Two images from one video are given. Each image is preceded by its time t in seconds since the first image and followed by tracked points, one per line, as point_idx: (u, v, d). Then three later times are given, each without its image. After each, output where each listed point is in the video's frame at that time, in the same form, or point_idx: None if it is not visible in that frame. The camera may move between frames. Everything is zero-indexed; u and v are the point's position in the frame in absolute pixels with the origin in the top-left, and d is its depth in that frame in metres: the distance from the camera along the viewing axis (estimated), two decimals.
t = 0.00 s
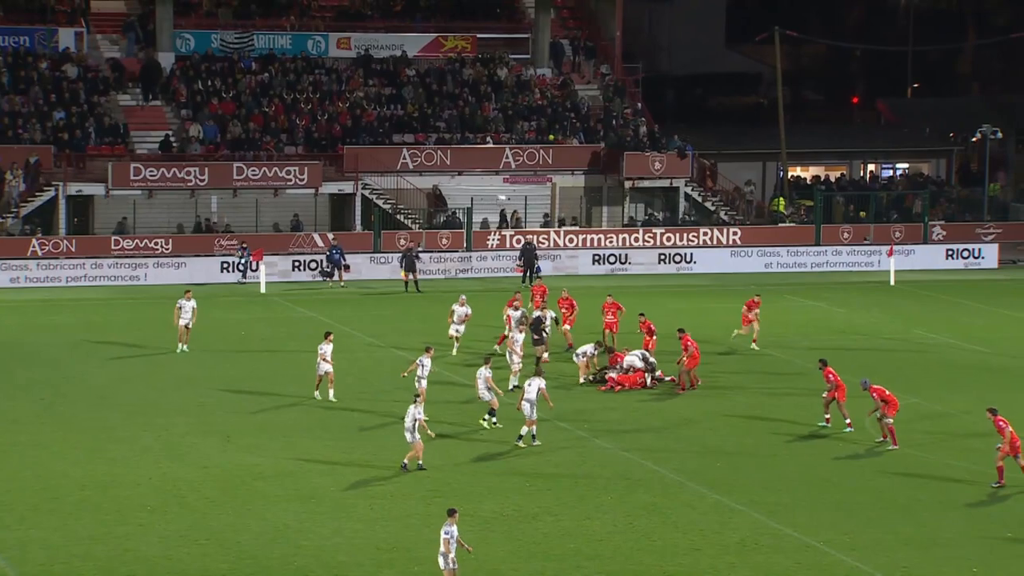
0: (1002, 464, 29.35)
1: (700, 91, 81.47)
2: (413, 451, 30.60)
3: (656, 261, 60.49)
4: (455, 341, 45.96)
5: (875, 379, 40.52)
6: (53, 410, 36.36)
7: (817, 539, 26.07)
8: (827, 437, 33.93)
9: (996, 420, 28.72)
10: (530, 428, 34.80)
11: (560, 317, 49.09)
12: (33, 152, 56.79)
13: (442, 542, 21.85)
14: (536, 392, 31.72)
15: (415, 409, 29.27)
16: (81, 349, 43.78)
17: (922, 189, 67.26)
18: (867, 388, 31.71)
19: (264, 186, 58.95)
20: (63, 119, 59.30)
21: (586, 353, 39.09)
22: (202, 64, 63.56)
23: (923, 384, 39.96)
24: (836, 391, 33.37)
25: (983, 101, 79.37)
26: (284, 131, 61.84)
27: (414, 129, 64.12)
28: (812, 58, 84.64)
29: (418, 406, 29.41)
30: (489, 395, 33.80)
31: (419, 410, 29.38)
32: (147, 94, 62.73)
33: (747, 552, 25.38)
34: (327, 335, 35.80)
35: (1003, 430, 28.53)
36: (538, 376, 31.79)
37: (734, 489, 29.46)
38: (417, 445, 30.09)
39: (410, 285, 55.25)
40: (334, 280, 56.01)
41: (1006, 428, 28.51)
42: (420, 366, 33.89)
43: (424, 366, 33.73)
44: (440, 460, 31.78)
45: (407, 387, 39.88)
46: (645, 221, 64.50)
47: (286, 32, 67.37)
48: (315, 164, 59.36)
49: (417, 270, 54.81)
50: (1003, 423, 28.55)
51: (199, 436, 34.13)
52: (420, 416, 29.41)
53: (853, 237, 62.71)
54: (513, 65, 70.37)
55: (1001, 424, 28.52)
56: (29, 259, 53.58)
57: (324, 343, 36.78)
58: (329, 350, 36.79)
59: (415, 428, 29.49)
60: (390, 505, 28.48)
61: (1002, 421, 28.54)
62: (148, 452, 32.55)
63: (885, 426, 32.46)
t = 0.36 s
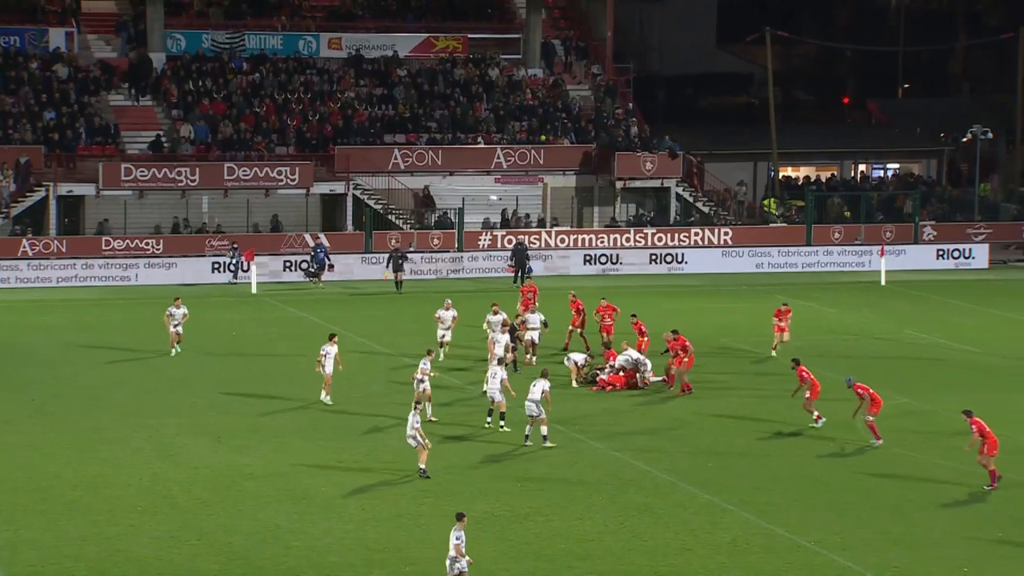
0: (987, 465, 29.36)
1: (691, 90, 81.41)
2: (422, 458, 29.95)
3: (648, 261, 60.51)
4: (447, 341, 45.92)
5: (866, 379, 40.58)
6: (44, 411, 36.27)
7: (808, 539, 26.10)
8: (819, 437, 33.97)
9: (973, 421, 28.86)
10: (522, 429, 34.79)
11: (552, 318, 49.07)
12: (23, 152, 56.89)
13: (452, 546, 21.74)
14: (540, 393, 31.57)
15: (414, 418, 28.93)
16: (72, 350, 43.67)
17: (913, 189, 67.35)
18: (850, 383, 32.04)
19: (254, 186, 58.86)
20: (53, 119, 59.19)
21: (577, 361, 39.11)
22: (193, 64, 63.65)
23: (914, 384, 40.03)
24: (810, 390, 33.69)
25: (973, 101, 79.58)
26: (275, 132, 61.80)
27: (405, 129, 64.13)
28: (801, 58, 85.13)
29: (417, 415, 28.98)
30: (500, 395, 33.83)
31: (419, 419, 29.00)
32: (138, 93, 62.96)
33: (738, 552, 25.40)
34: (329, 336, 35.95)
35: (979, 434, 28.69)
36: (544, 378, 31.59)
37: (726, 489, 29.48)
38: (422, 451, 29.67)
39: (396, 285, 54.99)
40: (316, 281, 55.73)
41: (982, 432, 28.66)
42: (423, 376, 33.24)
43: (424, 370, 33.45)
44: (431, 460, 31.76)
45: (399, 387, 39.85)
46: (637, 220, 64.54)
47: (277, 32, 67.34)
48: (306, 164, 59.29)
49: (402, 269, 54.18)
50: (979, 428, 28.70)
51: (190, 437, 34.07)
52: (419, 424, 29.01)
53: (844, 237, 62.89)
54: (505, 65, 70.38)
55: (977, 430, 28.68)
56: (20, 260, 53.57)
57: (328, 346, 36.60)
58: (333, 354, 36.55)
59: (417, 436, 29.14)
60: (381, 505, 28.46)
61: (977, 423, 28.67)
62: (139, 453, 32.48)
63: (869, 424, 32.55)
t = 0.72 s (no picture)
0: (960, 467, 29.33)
1: (687, 92, 81.30)
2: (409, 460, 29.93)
3: (643, 263, 60.59)
4: (443, 342, 45.96)
5: (861, 380, 40.62)
6: (39, 413, 36.21)
7: (802, 540, 26.11)
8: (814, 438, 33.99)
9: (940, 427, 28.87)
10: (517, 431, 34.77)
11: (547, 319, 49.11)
12: (18, 153, 56.62)
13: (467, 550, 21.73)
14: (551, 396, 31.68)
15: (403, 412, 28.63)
16: (67, 351, 43.59)
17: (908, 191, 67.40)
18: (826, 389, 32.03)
19: (249, 187, 58.81)
20: (48, 120, 59.16)
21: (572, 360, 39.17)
22: (189, 66, 63.76)
23: (908, 385, 40.08)
24: (780, 390, 33.82)
25: (968, 103, 79.63)
26: (270, 133, 61.78)
27: (400, 130, 64.14)
28: (796, 60, 85.09)
29: (406, 410, 28.75)
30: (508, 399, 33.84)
31: (407, 413, 28.74)
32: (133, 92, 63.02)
33: (733, 553, 25.40)
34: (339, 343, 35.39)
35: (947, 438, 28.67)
36: (553, 384, 31.80)
37: (721, 491, 29.48)
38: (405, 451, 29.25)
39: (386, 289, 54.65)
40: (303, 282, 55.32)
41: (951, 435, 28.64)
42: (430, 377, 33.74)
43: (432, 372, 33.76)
44: (427, 462, 31.73)
45: (394, 388, 39.88)
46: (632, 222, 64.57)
47: (272, 34, 67.36)
48: (302, 166, 59.26)
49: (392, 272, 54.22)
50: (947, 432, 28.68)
51: (186, 438, 34.02)
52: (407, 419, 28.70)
53: (840, 239, 63.21)
54: (500, 66, 70.37)
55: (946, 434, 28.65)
56: (15, 261, 53.56)
57: (334, 350, 36.22)
58: (339, 358, 36.17)
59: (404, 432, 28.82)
60: (376, 506, 28.44)
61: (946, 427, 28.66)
62: (135, 455, 32.43)
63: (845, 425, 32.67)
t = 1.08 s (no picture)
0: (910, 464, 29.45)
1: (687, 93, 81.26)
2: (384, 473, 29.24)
3: (643, 264, 60.65)
4: (443, 344, 45.97)
5: (861, 380, 40.66)
6: (39, 414, 36.21)
7: (802, 541, 26.13)
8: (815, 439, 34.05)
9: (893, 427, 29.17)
10: (518, 433, 34.80)
11: (547, 321, 49.14)
12: (18, 155, 56.59)
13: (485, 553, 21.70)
14: (552, 400, 31.87)
15: (394, 426, 28.29)
16: (67, 353, 43.58)
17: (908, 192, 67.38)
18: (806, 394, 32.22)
19: (249, 189, 58.87)
20: (48, 122, 59.20)
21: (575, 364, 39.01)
22: (189, 67, 63.71)
23: (907, 386, 40.12)
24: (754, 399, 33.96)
25: (967, 104, 79.68)
26: (270, 134, 61.78)
27: (400, 131, 64.18)
28: (796, 62, 85.20)
29: (399, 423, 28.42)
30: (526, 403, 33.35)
31: (399, 426, 28.37)
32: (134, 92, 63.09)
33: (732, 554, 25.43)
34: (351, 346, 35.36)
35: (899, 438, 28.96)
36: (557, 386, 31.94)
37: (720, 492, 29.50)
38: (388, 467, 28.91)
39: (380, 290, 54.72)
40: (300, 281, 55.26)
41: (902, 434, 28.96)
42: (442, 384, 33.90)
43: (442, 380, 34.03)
44: (427, 463, 31.77)
45: (394, 390, 39.92)
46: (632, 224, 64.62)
47: (272, 35, 67.46)
48: (302, 167, 59.30)
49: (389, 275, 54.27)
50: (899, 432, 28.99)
51: (186, 440, 34.03)
52: (398, 433, 28.37)
53: (840, 240, 62.92)
54: (500, 67, 70.38)
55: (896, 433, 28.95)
56: (15, 263, 53.56)
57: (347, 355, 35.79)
58: (352, 362, 35.77)
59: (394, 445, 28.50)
60: (376, 508, 28.47)
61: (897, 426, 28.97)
62: (134, 457, 32.43)
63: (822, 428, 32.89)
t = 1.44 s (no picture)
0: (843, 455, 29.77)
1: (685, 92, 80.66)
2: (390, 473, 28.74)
3: (642, 263, 60.59)
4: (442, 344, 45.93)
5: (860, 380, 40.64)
6: (38, 414, 36.17)
7: (801, 541, 26.11)
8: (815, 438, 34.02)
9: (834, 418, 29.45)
10: (517, 432, 34.78)
11: (546, 320, 49.11)
12: (17, 154, 56.58)
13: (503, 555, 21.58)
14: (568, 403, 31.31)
15: (395, 427, 27.73)
16: (66, 353, 43.54)
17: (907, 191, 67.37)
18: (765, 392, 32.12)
19: (248, 188, 58.83)
20: (47, 121, 59.20)
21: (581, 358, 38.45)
22: (188, 67, 63.67)
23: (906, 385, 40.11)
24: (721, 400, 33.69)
25: (966, 104, 79.62)
26: (269, 134, 61.73)
27: (399, 131, 64.18)
28: (794, 61, 85.26)
29: (400, 425, 27.88)
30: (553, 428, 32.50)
31: (400, 427, 27.81)
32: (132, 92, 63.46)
33: (731, 553, 25.41)
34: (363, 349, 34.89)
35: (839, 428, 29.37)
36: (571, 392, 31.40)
37: (719, 492, 29.48)
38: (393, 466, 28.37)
39: (373, 288, 54.79)
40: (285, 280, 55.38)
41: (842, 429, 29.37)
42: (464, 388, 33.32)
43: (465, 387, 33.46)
44: (427, 463, 31.75)
45: (393, 389, 39.89)
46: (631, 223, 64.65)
47: (271, 34, 67.38)
48: (301, 167, 59.26)
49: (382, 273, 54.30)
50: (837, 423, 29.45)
51: (185, 440, 33.99)
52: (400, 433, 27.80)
53: (839, 239, 63.13)
54: (499, 67, 70.36)
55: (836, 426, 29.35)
56: (14, 262, 53.54)
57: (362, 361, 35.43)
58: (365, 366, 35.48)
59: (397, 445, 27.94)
60: (375, 507, 28.43)
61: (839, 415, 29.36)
62: (133, 456, 32.40)
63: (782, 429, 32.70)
